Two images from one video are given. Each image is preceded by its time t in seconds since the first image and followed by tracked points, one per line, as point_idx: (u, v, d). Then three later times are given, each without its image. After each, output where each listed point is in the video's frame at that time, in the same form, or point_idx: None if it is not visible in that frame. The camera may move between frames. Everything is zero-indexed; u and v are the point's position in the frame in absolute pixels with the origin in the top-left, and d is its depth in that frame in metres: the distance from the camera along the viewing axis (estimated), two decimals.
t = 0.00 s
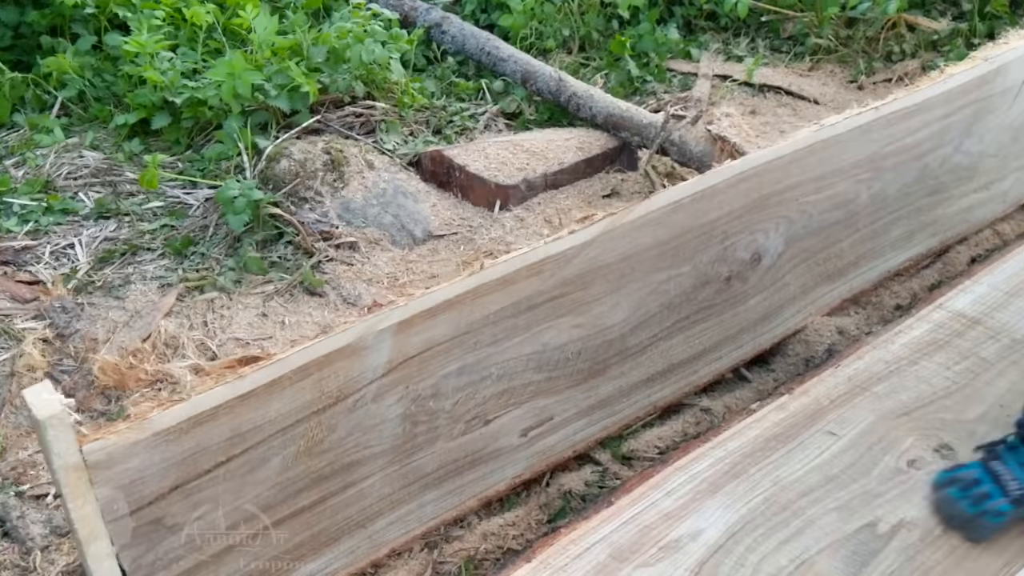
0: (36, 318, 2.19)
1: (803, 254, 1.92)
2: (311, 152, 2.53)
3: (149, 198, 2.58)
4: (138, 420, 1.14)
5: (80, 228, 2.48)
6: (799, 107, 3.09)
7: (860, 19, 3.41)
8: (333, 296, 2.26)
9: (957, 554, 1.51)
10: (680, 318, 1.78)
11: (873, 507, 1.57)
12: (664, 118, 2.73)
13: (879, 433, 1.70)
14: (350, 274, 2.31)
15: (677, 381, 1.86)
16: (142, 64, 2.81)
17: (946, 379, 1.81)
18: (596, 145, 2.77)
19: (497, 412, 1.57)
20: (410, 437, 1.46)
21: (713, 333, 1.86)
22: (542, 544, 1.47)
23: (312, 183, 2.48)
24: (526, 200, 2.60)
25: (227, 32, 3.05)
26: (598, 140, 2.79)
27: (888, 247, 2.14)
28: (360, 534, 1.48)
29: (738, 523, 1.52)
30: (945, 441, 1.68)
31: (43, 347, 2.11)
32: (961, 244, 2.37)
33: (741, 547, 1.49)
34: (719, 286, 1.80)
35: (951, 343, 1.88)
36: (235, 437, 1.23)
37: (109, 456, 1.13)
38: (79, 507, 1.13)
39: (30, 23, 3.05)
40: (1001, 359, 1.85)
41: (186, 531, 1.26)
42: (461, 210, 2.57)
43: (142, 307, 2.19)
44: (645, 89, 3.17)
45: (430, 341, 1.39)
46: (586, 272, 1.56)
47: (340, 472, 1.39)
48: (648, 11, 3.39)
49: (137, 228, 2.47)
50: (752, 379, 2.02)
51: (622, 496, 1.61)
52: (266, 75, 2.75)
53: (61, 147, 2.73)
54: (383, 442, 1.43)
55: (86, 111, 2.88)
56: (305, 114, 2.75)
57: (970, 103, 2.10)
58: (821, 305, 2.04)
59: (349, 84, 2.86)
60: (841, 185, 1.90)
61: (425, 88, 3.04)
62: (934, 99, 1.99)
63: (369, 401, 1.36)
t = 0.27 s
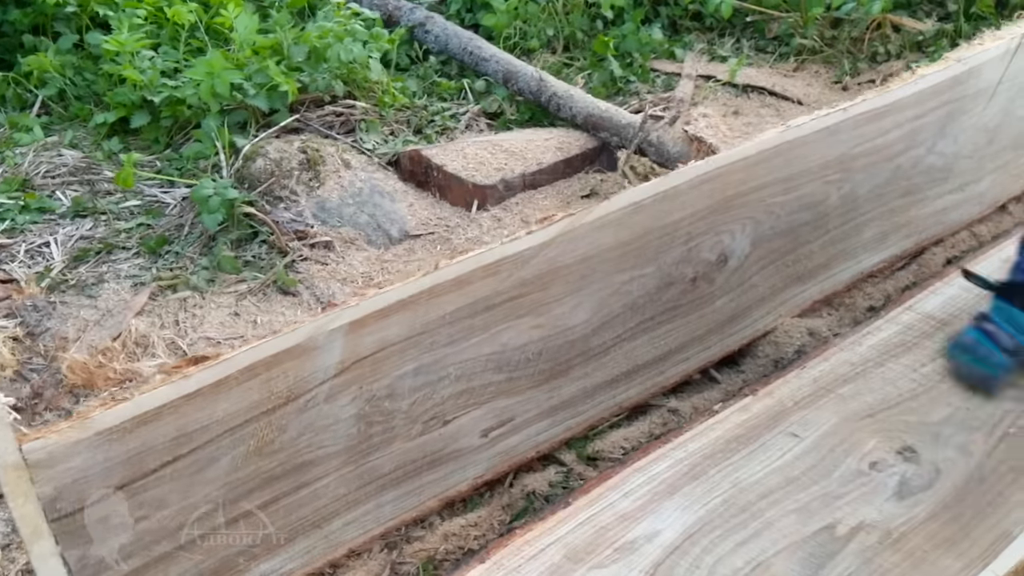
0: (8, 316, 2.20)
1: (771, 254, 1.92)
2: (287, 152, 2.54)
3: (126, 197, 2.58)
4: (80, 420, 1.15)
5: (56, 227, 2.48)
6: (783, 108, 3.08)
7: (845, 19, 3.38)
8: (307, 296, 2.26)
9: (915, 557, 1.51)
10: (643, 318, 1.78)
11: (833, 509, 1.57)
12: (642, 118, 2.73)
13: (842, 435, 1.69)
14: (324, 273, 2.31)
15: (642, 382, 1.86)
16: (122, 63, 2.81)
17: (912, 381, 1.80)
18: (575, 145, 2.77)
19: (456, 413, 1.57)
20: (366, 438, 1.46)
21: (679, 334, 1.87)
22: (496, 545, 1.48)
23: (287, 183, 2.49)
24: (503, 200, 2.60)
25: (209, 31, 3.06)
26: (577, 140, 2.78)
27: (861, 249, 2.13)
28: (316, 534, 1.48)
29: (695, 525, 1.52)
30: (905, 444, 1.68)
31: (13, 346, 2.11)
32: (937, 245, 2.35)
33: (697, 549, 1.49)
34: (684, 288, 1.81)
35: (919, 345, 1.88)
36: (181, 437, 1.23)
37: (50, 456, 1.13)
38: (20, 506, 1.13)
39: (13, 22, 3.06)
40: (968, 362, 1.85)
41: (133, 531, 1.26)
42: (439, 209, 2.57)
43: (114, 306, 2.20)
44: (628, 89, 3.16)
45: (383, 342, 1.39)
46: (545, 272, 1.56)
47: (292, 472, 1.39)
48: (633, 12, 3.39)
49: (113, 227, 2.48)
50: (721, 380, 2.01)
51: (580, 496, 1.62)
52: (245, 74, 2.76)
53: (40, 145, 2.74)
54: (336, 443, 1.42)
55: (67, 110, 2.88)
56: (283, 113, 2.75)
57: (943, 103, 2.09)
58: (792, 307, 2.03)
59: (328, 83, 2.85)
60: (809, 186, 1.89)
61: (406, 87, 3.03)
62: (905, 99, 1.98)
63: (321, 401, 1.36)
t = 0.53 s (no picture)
0: None
1: (729, 254, 1.93)
2: (257, 152, 2.56)
3: (99, 196, 2.59)
4: (18, 416, 1.16)
5: (28, 226, 2.49)
6: (757, 108, 3.08)
7: (822, 19, 3.37)
8: (275, 295, 2.28)
9: (862, 553, 1.53)
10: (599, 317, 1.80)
11: (781, 506, 1.59)
12: (612, 119, 2.74)
13: (794, 434, 1.71)
14: (293, 272, 2.33)
15: (599, 381, 1.88)
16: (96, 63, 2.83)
17: (868, 380, 1.82)
18: (547, 145, 2.78)
19: (408, 411, 1.58)
20: (315, 436, 1.47)
21: (636, 333, 1.89)
22: (444, 541, 1.49)
23: (256, 182, 2.50)
24: (474, 200, 2.61)
25: (186, 31, 3.08)
26: (549, 140, 2.80)
27: (823, 248, 2.15)
28: (266, 531, 1.50)
29: (643, 521, 1.54)
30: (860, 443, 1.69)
31: None
32: (902, 245, 2.35)
33: (644, 545, 1.51)
34: (640, 287, 1.83)
35: (875, 344, 1.89)
36: (123, 434, 1.25)
37: None
38: None
39: None
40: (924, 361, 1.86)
41: (77, 527, 1.27)
42: (410, 209, 2.58)
43: (82, 305, 2.21)
44: (604, 89, 3.16)
45: (330, 340, 1.40)
46: (496, 272, 1.57)
47: (240, 469, 1.41)
48: (609, 13, 3.40)
49: (84, 226, 2.49)
50: (681, 378, 2.03)
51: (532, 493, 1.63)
52: (219, 74, 2.79)
53: (13, 145, 2.74)
54: (285, 441, 1.44)
55: (42, 110, 2.89)
56: (257, 113, 2.78)
57: (905, 103, 2.09)
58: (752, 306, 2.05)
59: (302, 83, 2.86)
60: (766, 186, 1.90)
61: (382, 87, 3.04)
62: (863, 101, 1.98)
63: (267, 399, 1.38)
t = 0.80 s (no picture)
0: None
1: (688, 249, 1.97)
2: (229, 149, 2.57)
3: (73, 193, 2.61)
4: None
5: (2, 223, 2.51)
6: (731, 105, 3.11)
7: (795, 18, 3.39)
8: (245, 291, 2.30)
9: (810, 542, 1.55)
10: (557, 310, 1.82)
11: (732, 496, 1.61)
12: (582, 117, 2.79)
13: (747, 425, 1.74)
14: (263, 268, 2.35)
15: (560, 372, 1.87)
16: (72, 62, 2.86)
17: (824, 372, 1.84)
18: (520, 143, 2.79)
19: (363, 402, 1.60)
20: (269, 427, 1.50)
21: (596, 326, 1.90)
22: (397, 530, 1.52)
23: (228, 179, 2.52)
24: (447, 196, 2.62)
25: (164, 29, 3.09)
26: (522, 138, 2.82)
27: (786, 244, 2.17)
28: (222, 522, 1.51)
29: (594, 510, 1.57)
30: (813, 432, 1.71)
31: None
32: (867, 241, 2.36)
33: (595, 534, 1.54)
34: (598, 281, 1.85)
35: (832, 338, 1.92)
36: (73, 424, 1.31)
37: None
38: None
39: None
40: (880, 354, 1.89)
41: (31, 514, 1.32)
42: (382, 205, 2.60)
43: (52, 301, 2.25)
44: (579, 87, 3.18)
45: (282, 332, 1.44)
46: (450, 265, 1.60)
47: (194, 459, 1.44)
48: (586, 11, 3.42)
49: (58, 222, 2.51)
50: (642, 371, 2.06)
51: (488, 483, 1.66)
52: (194, 72, 2.81)
53: None
54: (238, 432, 1.47)
55: (19, 108, 2.91)
56: (232, 111, 2.80)
57: (865, 102, 2.16)
58: (715, 301, 2.07)
59: (276, 81, 2.87)
60: (723, 182, 1.96)
61: (357, 85, 3.06)
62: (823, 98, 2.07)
63: (219, 391, 1.42)
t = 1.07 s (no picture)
0: None
1: (650, 244, 2.01)
2: (201, 147, 2.59)
3: (46, 192, 2.62)
4: None
5: None
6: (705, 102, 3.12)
7: (768, 16, 3.42)
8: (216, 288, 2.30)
9: (765, 531, 1.58)
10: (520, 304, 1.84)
11: (688, 487, 1.64)
12: (553, 114, 2.81)
13: (705, 416, 1.77)
14: (234, 265, 2.37)
15: (524, 367, 1.90)
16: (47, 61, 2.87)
17: (782, 364, 1.87)
18: (492, 141, 2.82)
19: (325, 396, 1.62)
20: (229, 420, 1.52)
21: (559, 320, 1.93)
22: (357, 523, 1.55)
23: (200, 177, 2.54)
24: (419, 193, 2.63)
25: (139, 28, 3.10)
26: (494, 135, 2.84)
27: (750, 238, 2.20)
28: (183, 514, 1.53)
29: (552, 501, 1.60)
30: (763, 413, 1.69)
31: None
32: (832, 236, 2.38)
33: (552, 524, 1.56)
34: (560, 276, 1.88)
35: (792, 331, 1.95)
36: (30, 416, 1.33)
37: None
38: None
39: None
40: (838, 346, 1.92)
41: None
42: (355, 202, 2.62)
43: (22, 298, 2.25)
44: (554, 85, 3.20)
45: (239, 326, 1.47)
46: (410, 260, 1.62)
47: (153, 452, 1.46)
48: (560, 10, 3.44)
49: (31, 221, 2.52)
50: (608, 364, 2.08)
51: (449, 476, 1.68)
52: (168, 71, 2.81)
53: None
54: (197, 425, 1.49)
55: None
56: (206, 109, 2.81)
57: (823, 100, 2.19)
58: (678, 294, 2.11)
59: (249, 79, 2.89)
60: (684, 178, 2.00)
61: (332, 83, 3.07)
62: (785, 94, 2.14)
63: (176, 384, 1.44)
